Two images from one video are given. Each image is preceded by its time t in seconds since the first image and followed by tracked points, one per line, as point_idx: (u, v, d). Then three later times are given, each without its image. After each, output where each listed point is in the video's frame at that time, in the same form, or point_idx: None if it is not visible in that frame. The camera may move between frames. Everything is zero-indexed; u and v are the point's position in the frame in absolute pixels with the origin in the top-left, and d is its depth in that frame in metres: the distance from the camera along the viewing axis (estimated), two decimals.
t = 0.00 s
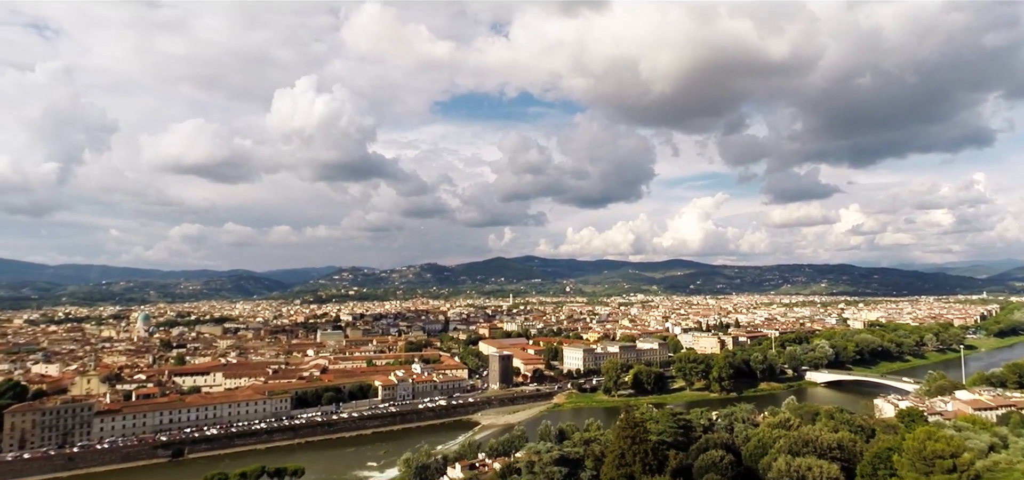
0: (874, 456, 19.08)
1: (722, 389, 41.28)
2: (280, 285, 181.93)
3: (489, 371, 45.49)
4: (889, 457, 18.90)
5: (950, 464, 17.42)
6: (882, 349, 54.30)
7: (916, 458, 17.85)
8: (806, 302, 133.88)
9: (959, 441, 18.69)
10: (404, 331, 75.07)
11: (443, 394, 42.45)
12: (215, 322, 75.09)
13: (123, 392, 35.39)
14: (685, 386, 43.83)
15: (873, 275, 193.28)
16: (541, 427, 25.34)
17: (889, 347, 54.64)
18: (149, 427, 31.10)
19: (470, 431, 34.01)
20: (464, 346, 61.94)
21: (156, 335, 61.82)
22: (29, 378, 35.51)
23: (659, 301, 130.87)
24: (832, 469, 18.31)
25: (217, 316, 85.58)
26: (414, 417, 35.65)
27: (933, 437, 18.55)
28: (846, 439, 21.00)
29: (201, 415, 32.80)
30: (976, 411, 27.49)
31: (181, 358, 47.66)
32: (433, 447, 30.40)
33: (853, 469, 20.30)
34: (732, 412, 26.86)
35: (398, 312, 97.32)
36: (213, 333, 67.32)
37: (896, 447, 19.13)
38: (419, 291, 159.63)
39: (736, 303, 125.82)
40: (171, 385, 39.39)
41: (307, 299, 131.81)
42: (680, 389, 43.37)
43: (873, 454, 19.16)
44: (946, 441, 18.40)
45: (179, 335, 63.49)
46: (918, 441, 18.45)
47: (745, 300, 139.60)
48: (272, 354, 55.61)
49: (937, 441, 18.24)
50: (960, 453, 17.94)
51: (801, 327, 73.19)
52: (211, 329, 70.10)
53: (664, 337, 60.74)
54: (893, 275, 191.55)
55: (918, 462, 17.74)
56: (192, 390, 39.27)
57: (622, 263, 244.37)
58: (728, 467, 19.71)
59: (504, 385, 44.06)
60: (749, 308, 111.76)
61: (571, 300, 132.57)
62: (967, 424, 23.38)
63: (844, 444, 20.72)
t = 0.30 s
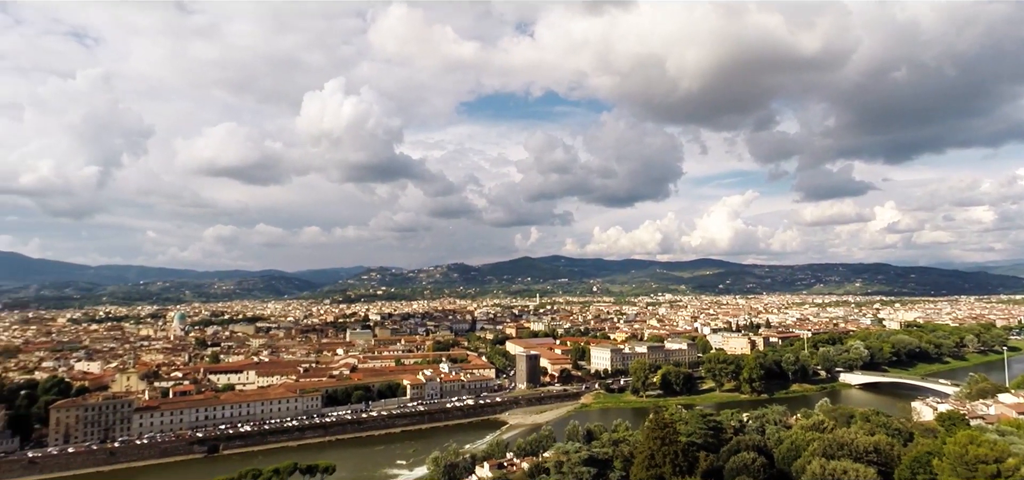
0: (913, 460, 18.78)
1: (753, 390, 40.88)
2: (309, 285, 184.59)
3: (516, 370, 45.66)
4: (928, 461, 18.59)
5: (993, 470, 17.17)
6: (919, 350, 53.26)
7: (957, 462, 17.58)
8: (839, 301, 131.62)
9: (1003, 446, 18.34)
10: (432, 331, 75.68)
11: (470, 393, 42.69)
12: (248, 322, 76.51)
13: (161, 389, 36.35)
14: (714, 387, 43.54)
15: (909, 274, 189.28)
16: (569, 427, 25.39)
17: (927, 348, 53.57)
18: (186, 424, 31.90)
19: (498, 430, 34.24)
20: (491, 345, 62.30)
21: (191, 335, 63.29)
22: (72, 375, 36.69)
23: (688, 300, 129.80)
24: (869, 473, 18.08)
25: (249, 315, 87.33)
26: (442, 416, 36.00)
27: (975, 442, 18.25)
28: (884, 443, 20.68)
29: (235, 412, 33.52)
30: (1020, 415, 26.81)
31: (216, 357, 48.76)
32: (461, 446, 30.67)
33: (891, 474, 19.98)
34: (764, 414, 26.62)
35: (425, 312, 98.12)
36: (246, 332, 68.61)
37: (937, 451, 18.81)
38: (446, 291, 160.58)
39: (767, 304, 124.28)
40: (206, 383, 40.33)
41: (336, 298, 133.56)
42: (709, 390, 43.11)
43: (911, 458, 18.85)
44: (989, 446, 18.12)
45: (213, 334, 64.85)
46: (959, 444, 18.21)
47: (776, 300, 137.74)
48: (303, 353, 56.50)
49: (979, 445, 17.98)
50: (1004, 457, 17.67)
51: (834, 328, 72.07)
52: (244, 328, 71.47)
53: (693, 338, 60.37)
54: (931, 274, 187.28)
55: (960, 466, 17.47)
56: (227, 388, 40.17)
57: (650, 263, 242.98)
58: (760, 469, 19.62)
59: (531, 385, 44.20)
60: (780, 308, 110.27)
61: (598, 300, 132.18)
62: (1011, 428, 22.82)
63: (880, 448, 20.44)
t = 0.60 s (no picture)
0: (955, 466, 18.49)
1: (786, 392, 40.37)
2: (339, 284, 187.17)
3: (545, 370, 45.70)
4: (972, 467, 18.26)
5: None
6: (962, 352, 51.96)
7: (1004, 468, 17.14)
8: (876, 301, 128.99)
9: None
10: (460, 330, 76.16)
11: (499, 393, 42.89)
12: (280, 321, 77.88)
13: (198, 386, 37.23)
14: (746, 388, 43.11)
15: (949, 273, 184.58)
16: (598, 428, 25.40)
17: (970, 350, 52.24)
18: (222, 420, 32.65)
19: (527, 430, 34.37)
20: (519, 345, 62.50)
21: (226, 333, 64.72)
22: (113, 372, 37.79)
23: (718, 300, 128.40)
24: (909, 476, 17.75)
25: (282, 314, 88.95)
26: (471, 415, 36.27)
27: (1022, 447, 17.83)
28: (924, 447, 20.27)
29: (269, 410, 34.21)
30: None
31: (250, 355, 49.78)
32: (490, 445, 30.89)
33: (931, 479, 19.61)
34: (798, 416, 26.32)
35: (453, 311, 98.79)
36: (278, 331, 69.86)
37: (982, 457, 18.42)
38: (474, 290, 161.46)
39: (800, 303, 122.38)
40: (241, 380, 41.20)
41: (365, 297, 135.23)
42: (741, 391, 42.70)
43: (954, 464, 18.54)
44: None
45: (247, 333, 66.19)
46: (1005, 450, 17.76)
47: (809, 299, 135.46)
48: (334, 352, 57.36)
49: None
50: None
51: (871, 328, 70.72)
52: (276, 327, 72.75)
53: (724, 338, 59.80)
54: (973, 273, 182.35)
55: (1007, 472, 17.01)
56: (261, 385, 41.00)
57: (679, 262, 241.08)
58: (794, 472, 19.44)
59: (560, 385, 44.24)
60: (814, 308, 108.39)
61: (627, 300, 131.49)
62: None
63: (921, 452, 20.01)
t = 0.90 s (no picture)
0: (1006, 471, 18.03)
1: (822, 394, 39.81)
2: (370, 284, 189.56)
3: (574, 370, 45.72)
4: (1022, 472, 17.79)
5: None
6: (1008, 354, 50.57)
7: None
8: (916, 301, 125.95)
9: None
10: (490, 329, 76.54)
11: (529, 392, 43.06)
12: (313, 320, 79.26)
13: (235, 383, 38.12)
14: (781, 390, 42.59)
15: (993, 272, 179.36)
16: (630, 428, 25.42)
17: (1016, 352, 50.77)
18: (258, 417, 33.39)
19: (557, 430, 34.48)
20: (548, 345, 62.63)
21: (260, 332, 66.10)
22: (155, 369, 38.94)
23: (751, 300, 126.74)
24: None
25: (315, 313, 90.46)
26: (501, 415, 36.51)
27: None
28: (971, 451, 19.80)
29: (303, 407, 34.89)
30: None
31: (284, 353, 50.79)
32: (520, 445, 31.07)
33: None
34: (835, 419, 25.95)
35: (482, 311, 99.29)
36: (311, 330, 71.06)
37: None
38: (503, 290, 162.09)
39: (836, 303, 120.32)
40: (276, 378, 42.09)
41: (396, 297, 136.65)
42: (775, 393, 42.21)
43: (1005, 469, 18.07)
44: None
45: (281, 331, 67.47)
46: None
47: (846, 299, 132.76)
48: (366, 351, 58.17)
49: None
50: None
51: (910, 329, 69.22)
52: (309, 326, 73.91)
53: (757, 338, 59.10)
54: (1018, 272, 176.91)
55: None
56: (295, 383, 41.81)
57: (710, 261, 238.61)
58: (832, 476, 19.22)
59: (589, 385, 44.21)
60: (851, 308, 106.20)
61: (657, 299, 130.53)
62: None
63: (967, 457, 19.47)
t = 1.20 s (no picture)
0: None
1: (863, 396, 39.09)
2: (402, 283, 191.42)
3: (606, 370, 45.63)
4: None
5: None
6: None
7: None
8: (961, 300, 122.46)
9: None
10: (520, 329, 76.74)
11: (561, 392, 43.13)
12: (347, 319, 80.47)
13: (272, 381, 39.01)
14: (819, 392, 41.93)
15: None
16: (663, 429, 25.34)
17: None
18: (295, 414, 34.12)
19: (588, 430, 34.54)
20: (579, 344, 62.59)
21: (296, 331, 67.36)
22: (196, 366, 40.06)
23: (787, 300, 124.62)
24: None
25: (348, 312, 91.80)
26: (533, 414, 36.67)
27: None
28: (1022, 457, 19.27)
29: (338, 405, 35.55)
30: None
31: (319, 351, 51.69)
32: (552, 445, 31.18)
33: None
34: (876, 422, 25.52)
35: (513, 310, 99.59)
36: (344, 328, 72.10)
37: None
38: (534, 289, 162.20)
39: (876, 303, 117.66)
40: (312, 376, 42.92)
41: (428, 296, 137.77)
42: (813, 394, 41.58)
43: None
44: None
45: (316, 330, 68.64)
46: None
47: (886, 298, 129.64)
48: (398, 349, 58.88)
49: None
50: None
51: (954, 330, 67.44)
52: (343, 325, 75.07)
53: (795, 339, 58.19)
54: None
55: None
56: (330, 381, 42.57)
57: (745, 259, 235.27)
58: None
59: (621, 385, 44.07)
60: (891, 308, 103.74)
61: (690, 299, 129.29)
62: None
63: (1017, 463, 18.95)
